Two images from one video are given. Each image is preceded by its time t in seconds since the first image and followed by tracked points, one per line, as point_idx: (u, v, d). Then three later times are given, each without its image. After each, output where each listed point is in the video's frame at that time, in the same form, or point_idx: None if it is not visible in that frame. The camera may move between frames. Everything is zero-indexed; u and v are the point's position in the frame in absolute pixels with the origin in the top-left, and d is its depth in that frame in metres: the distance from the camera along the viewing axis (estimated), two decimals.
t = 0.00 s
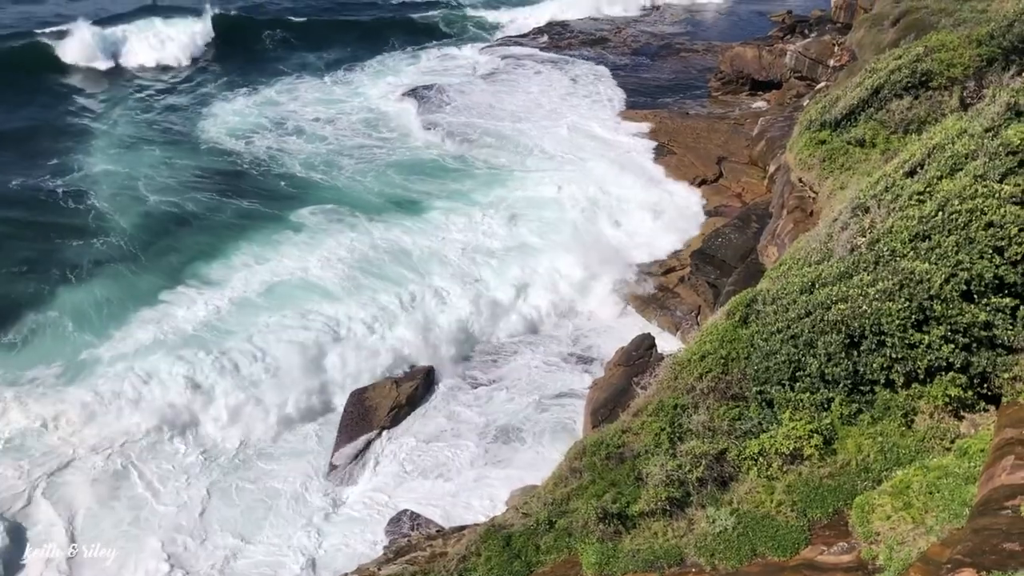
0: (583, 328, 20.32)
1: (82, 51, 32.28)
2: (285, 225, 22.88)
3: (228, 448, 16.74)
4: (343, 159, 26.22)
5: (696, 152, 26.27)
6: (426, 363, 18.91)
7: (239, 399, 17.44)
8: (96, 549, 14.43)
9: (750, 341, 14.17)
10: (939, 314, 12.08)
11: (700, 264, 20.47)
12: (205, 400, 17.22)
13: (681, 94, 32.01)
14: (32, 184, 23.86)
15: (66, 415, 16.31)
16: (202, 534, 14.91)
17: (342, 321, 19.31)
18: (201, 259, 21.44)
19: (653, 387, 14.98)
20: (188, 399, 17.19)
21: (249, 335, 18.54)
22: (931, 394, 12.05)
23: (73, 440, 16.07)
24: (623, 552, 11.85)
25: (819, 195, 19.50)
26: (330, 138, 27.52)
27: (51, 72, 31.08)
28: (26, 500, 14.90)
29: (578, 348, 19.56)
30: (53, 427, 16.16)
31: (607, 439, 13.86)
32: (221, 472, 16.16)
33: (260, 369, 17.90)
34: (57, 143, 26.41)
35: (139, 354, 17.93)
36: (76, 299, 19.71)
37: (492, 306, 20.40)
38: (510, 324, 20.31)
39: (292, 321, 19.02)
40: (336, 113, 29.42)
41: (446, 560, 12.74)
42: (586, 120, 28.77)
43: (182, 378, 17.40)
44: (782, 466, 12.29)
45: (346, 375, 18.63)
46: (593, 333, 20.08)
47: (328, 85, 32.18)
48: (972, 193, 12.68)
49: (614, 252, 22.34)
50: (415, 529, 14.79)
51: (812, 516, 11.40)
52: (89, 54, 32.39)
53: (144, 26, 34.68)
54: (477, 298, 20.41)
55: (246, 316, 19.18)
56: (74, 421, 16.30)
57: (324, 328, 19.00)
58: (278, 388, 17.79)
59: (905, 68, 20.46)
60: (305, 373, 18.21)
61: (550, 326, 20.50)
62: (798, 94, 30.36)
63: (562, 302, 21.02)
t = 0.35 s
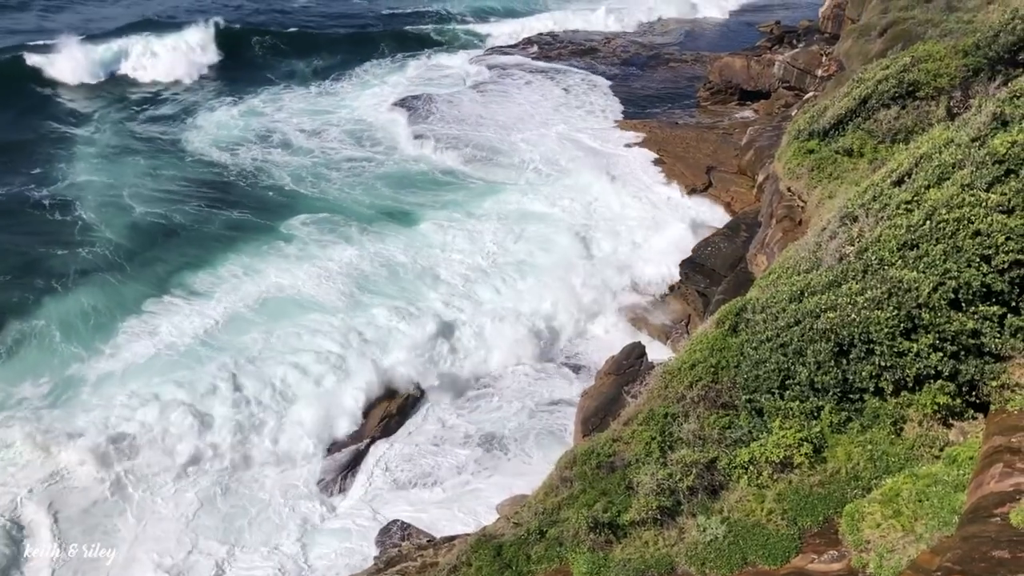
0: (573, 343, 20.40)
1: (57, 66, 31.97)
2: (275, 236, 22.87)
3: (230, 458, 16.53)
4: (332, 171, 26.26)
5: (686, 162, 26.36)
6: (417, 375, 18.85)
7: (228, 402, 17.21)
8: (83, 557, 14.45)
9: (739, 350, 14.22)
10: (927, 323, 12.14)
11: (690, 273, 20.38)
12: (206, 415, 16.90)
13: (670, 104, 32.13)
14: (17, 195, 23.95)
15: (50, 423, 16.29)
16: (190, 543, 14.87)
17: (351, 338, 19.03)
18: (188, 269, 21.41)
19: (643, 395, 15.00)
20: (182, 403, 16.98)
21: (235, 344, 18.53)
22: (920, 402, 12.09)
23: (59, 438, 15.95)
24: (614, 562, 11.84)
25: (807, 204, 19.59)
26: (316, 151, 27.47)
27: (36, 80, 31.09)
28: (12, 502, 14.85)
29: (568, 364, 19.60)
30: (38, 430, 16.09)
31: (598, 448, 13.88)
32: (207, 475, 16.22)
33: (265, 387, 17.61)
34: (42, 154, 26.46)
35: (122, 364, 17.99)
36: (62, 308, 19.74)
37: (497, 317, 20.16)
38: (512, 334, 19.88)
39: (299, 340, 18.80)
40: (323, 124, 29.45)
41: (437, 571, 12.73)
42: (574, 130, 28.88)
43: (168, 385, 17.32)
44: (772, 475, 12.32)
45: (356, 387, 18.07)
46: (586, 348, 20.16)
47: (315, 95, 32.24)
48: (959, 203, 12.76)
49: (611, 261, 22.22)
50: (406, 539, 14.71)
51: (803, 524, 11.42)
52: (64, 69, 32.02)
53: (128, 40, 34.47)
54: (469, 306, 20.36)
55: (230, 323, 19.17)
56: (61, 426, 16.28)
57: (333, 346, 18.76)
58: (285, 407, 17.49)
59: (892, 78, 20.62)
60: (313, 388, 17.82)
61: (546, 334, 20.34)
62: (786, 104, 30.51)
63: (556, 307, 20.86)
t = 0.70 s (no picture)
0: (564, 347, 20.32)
1: (44, 77, 31.60)
2: (266, 246, 22.87)
3: (226, 452, 16.40)
4: (323, 182, 26.29)
5: (677, 171, 26.47)
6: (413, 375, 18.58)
7: (218, 412, 17.15)
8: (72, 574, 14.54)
9: (731, 358, 14.23)
10: (918, 331, 12.18)
11: (682, 280, 20.36)
12: (208, 426, 16.85)
13: (661, 113, 32.23)
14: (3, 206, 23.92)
15: (36, 433, 16.26)
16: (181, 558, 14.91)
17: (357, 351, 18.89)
18: (177, 278, 21.41)
19: (635, 404, 15.00)
20: (174, 410, 17.08)
21: (225, 355, 18.54)
22: (911, 410, 12.11)
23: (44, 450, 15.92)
24: (607, 570, 11.82)
25: (799, 213, 19.64)
26: (304, 162, 27.45)
27: (22, 88, 31.02)
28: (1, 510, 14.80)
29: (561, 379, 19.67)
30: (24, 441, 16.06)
31: (591, 457, 13.87)
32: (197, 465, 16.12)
33: (274, 401, 17.53)
34: (30, 163, 26.43)
35: (110, 370, 18.07)
36: (48, 317, 19.72)
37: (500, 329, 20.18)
38: (508, 343, 19.86)
39: (300, 352, 18.75)
40: (313, 134, 29.43)
41: None
42: (563, 138, 28.96)
43: (158, 392, 17.43)
44: (764, 483, 12.33)
45: (360, 395, 17.85)
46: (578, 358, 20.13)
47: (303, 104, 32.24)
48: (950, 210, 12.80)
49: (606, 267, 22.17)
50: (398, 549, 14.65)
51: (795, 532, 11.42)
52: (51, 81, 31.66)
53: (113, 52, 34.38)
54: (460, 316, 20.39)
55: (220, 332, 19.21)
56: (46, 436, 16.25)
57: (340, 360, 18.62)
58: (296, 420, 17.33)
59: (883, 87, 20.74)
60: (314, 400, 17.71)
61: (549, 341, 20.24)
62: (778, 112, 30.62)
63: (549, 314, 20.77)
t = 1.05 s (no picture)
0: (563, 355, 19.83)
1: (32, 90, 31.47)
2: (257, 258, 22.85)
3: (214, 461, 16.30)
4: (314, 194, 26.29)
5: (669, 181, 26.56)
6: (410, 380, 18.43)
7: (207, 422, 17.06)
8: None
9: (724, 366, 14.25)
10: (910, 338, 12.22)
11: (675, 289, 20.37)
12: (197, 436, 16.75)
13: (652, 122, 32.35)
14: None
15: (23, 445, 16.27)
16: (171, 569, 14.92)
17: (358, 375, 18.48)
18: (166, 288, 21.43)
19: (628, 413, 14.99)
20: (164, 420, 17.08)
21: (215, 366, 18.52)
22: (904, 418, 12.13)
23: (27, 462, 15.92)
24: None
25: (790, 222, 19.70)
26: (292, 174, 27.45)
27: (9, 97, 31.06)
28: None
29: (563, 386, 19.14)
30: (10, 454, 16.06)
31: (584, 466, 13.85)
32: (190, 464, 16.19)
33: (270, 422, 17.25)
34: (17, 175, 26.48)
35: (97, 380, 18.07)
36: (35, 329, 19.74)
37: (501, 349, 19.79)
38: (504, 349, 19.77)
39: (294, 362, 18.71)
40: (301, 146, 29.41)
41: None
42: (553, 147, 29.04)
43: (147, 403, 17.41)
44: (758, 491, 12.34)
45: (356, 402, 17.73)
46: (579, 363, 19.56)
47: (291, 113, 32.46)
48: (940, 218, 12.86)
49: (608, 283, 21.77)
50: (392, 559, 14.61)
51: (789, 540, 11.43)
52: (42, 96, 31.30)
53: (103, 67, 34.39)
54: (453, 326, 20.35)
55: (209, 343, 19.17)
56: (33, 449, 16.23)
57: (342, 384, 18.21)
58: (295, 447, 16.85)
59: (873, 96, 20.84)
60: (309, 409, 17.64)
61: (550, 354, 19.81)
62: (768, 121, 30.75)
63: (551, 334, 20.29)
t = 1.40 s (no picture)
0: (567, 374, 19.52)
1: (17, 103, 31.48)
2: (246, 271, 22.80)
3: (200, 473, 16.29)
4: (304, 206, 26.26)
5: (661, 190, 26.65)
6: (401, 392, 18.46)
7: (192, 436, 17.02)
8: None
9: (716, 375, 14.25)
10: (902, 345, 12.26)
11: (667, 298, 20.43)
12: (183, 450, 16.71)
13: (642, 131, 32.44)
14: None
15: (5, 461, 16.26)
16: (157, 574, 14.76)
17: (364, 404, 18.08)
18: (153, 300, 21.43)
19: (621, 423, 14.98)
20: (149, 433, 17.05)
21: (201, 378, 18.49)
22: (896, 425, 12.14)
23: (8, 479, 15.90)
24: None
25: (781, 231, 19.75)
26: (278, 187, 27.40)
27: None
28: None
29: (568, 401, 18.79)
30: None
31: (577, 476, 13.84)
32: (180, 476, 16.21)
33: (259, 433, 17.20)
34: (2, 188, 26.46)
35: (82, 392, 18.05)
36: (20, 343, 19.74)
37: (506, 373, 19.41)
38: (497, 358, 19.76)
39: (287, 374, 18.72)
40: (289, 158, 29.37)
41: None
42: (544, 156, 29.11)
43: (132, 416, 17.39)
44: (751, 499, 12.34)
45: (352, 414, 17.79)
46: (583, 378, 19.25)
47: (277, 123, 32.56)
48: (931, 226, 12.93)
49: (609, 299, 21.53)
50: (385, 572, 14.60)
51: (783, 549, 11.44)
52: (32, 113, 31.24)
53: (91, 83, 34.35)
54: (445, 335, 20.31)
55: (197, 356, 19.11)
56: (15, 464, 16.22)
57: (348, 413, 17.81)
58: (288, 461, 16.72)
59: (862, 105, 20.92)
60: (303, 418, 17.62)
61: (545, 364, 19.65)
62: (758, 130, 30.85)
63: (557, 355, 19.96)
